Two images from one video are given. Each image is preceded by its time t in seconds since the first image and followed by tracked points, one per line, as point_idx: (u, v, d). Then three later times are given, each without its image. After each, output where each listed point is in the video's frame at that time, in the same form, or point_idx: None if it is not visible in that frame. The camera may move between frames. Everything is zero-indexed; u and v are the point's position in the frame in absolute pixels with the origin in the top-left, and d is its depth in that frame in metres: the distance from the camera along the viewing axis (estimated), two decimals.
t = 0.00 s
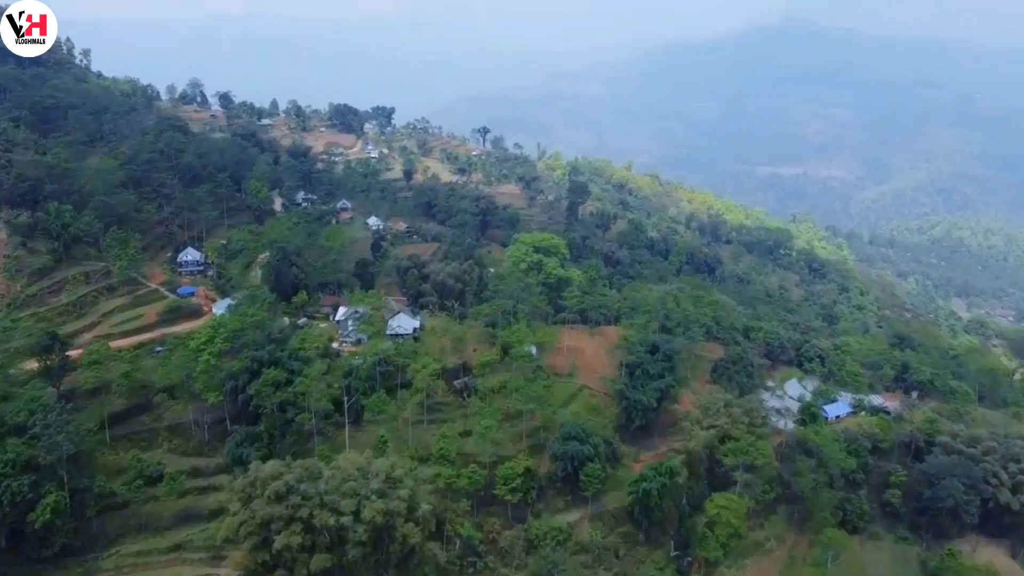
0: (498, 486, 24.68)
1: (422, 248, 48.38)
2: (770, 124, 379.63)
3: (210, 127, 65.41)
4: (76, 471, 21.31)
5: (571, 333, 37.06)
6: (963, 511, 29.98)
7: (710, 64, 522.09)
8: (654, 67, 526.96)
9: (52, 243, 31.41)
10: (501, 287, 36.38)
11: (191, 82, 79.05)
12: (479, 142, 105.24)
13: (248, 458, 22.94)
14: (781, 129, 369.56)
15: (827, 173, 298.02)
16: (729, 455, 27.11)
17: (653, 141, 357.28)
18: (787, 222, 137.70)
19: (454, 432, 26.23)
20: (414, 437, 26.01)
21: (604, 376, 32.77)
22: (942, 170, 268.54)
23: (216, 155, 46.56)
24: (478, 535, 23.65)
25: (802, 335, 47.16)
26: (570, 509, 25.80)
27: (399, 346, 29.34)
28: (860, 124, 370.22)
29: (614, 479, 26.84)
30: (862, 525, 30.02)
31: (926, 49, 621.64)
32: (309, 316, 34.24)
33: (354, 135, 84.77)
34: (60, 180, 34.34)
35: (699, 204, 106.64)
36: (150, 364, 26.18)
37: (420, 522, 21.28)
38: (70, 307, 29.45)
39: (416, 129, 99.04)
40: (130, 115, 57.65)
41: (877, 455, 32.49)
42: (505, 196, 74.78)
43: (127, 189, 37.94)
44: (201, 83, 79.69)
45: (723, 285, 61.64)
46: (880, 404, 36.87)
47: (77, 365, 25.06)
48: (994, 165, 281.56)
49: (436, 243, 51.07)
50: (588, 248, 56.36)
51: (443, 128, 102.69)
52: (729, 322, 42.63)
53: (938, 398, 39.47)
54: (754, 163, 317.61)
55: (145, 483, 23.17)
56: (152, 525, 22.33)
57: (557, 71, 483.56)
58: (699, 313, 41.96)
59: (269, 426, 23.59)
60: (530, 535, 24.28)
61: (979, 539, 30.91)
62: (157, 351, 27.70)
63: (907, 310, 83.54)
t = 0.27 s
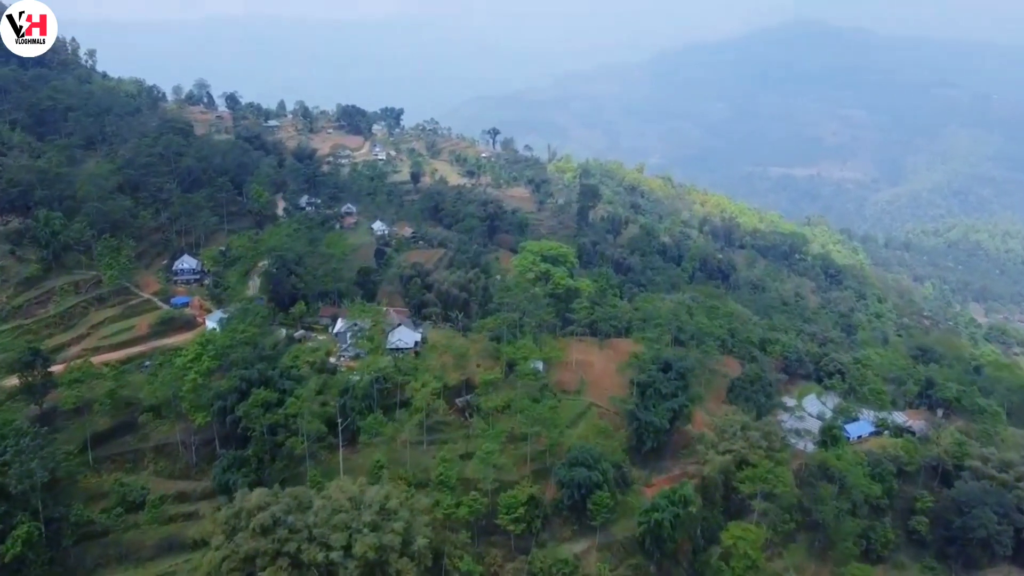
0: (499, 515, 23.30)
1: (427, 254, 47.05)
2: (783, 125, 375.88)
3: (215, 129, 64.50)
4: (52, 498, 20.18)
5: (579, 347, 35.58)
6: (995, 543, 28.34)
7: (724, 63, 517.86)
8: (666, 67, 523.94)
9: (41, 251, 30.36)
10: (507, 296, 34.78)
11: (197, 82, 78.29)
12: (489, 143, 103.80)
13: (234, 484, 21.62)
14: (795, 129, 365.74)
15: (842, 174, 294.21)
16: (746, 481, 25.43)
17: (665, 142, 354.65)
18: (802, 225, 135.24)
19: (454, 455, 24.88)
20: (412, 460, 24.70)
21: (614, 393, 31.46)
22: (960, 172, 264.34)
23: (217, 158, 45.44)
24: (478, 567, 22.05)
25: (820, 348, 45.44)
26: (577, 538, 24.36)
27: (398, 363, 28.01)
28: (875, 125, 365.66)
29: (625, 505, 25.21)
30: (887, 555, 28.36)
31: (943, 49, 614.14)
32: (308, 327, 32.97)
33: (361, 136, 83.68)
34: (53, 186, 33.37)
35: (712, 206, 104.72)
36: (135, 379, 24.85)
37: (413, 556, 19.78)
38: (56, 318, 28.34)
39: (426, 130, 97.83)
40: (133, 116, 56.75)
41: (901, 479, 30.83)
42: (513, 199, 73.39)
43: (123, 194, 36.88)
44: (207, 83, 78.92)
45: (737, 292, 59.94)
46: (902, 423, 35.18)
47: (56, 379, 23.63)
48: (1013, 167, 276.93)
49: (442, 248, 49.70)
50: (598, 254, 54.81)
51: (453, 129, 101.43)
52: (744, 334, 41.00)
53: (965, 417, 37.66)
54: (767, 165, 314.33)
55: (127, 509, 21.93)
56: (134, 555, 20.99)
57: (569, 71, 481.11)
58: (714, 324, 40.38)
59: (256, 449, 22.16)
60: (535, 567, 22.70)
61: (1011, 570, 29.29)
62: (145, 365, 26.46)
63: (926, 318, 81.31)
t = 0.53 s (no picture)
0: (500, 548, 22.01)
1: (432, 261, 45.62)
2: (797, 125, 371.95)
3: (219, 131, 63.57)
4: (22, 531, 19.10)
5: (588, 362, 34.06)
6: None
7: (737, 64, 513.50)
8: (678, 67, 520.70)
9: (28, 260, 29.31)
10: (513, 307, 33.07)
11: (203, 83, 77.54)
12: (498, 145, 102.33)
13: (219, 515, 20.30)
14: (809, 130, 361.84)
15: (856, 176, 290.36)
16: (765, 512, 23.68)
17: (677, 142, 351.87)
18: (816, 228, 132.69)
19: (453, 481, 23.53)
20: (409, 486, 23.39)
21: (624, 412, 29.99)
22: (978, 174, 260.10)
23: (217, 161, 44.29)
24: None
25: (839, 362, 43.63)
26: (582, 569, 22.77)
27: (397, 380, 26.65)
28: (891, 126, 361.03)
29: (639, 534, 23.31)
30: None
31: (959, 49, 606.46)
32: (305, 340, 31.70)
33: (368, 137, 82.55)
34: (44, 192, 32.32)
35: (725, 209, 102.68)
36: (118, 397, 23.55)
37: None
38: (41, 331, 27.33)
39: (434, 131, 96.58)
40: (135, 118, 55.86)
41: (928, 506, 29.14)
42: (522, 203, 71.94)
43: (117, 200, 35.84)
44: (213, 84, 78.18)
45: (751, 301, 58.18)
46: (927, 444, 33.48)
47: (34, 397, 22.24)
48: None
49: (448, 254, 48.28)
50: (608, 261, 53.19)
51: (462, 130, 100.12)
52: (761, 347, 39.32)
53: (994, 438, 35.81)
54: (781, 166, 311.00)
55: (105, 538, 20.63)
56: None
57: (580, 71, 478.81)
58: (729, 336, 38.76)
59: (242, 477, 20.91)
60: None
61: None
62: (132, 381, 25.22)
63: (946, 326, 78.94)
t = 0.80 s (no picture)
0: None
1: (436, 269, 44.25)
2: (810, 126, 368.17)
3: (222, 133, 62.67)
4: None
5: (596, 378, 32.49)
6: None
7: (749, 64, 509.33)
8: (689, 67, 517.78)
9: (12, 270, 28.25)
10: (516, 320, 31.79)
11: (208, 84, 76.88)
12: (507, 146, 100.88)
13: (198, 549, 19.01)
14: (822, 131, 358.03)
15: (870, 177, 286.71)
16: (783, 547, 22.17)
17: (688, 143, 349.20)
18: (830, 232, 130.25)
19: (449, 511, 22.08)
20: (403, 517, 21.92)
21: (632, 434, 28.40)
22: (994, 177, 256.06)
23: (217, 165, 43.19)
24: None
25: (858, 377, 41.91)
26: None
27: (393, 401, 25.32)
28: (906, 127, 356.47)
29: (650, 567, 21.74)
30: None
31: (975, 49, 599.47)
32: (300, 354, 30.35)
33: (375, 139, 81.50)
34: (33, 199, 31.29)
35: (737, 212, 100.78)
36: (97, 419, 22.31)
37: None
38: (23, 346, 26.25)
39: (442, 132, 95.41)
40: (136, 120, 54.94)
41: (956, 536, 27.44)
42: (529, 207, 70.60)
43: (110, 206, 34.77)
44: (218, 85, 77.50)
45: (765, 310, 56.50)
46: (953, 467, 31.78)
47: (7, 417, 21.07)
48: None
49: (452, 261, 46.94)
50: (618, 268, 51.65)
51: (470, 132, 98.91)
52: (777, 362, 37.66)
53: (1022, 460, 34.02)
54: (793, 167, 307.73)
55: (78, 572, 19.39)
56: None
57: (591, 71, 476.39)
58: (744, 351, 37.16)
59: (224, 509, 19.59)
60: None
61: None
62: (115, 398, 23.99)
63: (966, 335, 76.80)
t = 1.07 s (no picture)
0: None
1: (441, 276, 42.90)
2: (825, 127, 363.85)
3: (226, 135, 61.62)
4: None
5: (605, 395, 30.99)
6: None
7: (763, 64, 504.96)
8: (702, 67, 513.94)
9: None
10: (521, 333, 30.34)
11: (214, 85, 75.96)
12: (517, 148, 99.42)
13: None
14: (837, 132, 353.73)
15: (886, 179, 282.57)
16: None
17: (701, 144, 346.04)
18: (846, 235, 127.79)
19: (445, 546, 20.65)
20: (396, 551, 20.52)
21: (643, 458, 26.88)
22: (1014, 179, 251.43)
23: (216, 169, 42.04)
24: None
25: (879, 393, 40.16)
26: None
27: (389, 423, 23.98)
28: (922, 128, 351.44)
29: None
30: None
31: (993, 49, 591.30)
32: (296, 369, 29.17)
33: (382, 141, 80.26)
34: (22, 205, 30.18)
35: (751, 215, 98.70)
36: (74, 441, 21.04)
37: None
38: (5, 359, 25.06)
39: (451, 134, 94.06)
40: (138, 122, 53.94)
41: (989, 571, 25.68)
42: (538, 211, 69.09)
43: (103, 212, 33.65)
44: (224, 86, 76.57)
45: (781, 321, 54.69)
46: (983, 494, 30.02)
47: None
48: None
49: (457, 269, 45.54)
50: (629, 275, 50.12)
51: (479, 133, 97.50)
52: (795, 378, 35.97)
53: None
54: (808, 168, 303.98)
55: None
56: None
57: (604, 71, 473.84)
58: (760, 367, 35.52)
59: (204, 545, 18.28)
60: None
61: None
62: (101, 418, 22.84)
63: (988, 344, 74.46)
